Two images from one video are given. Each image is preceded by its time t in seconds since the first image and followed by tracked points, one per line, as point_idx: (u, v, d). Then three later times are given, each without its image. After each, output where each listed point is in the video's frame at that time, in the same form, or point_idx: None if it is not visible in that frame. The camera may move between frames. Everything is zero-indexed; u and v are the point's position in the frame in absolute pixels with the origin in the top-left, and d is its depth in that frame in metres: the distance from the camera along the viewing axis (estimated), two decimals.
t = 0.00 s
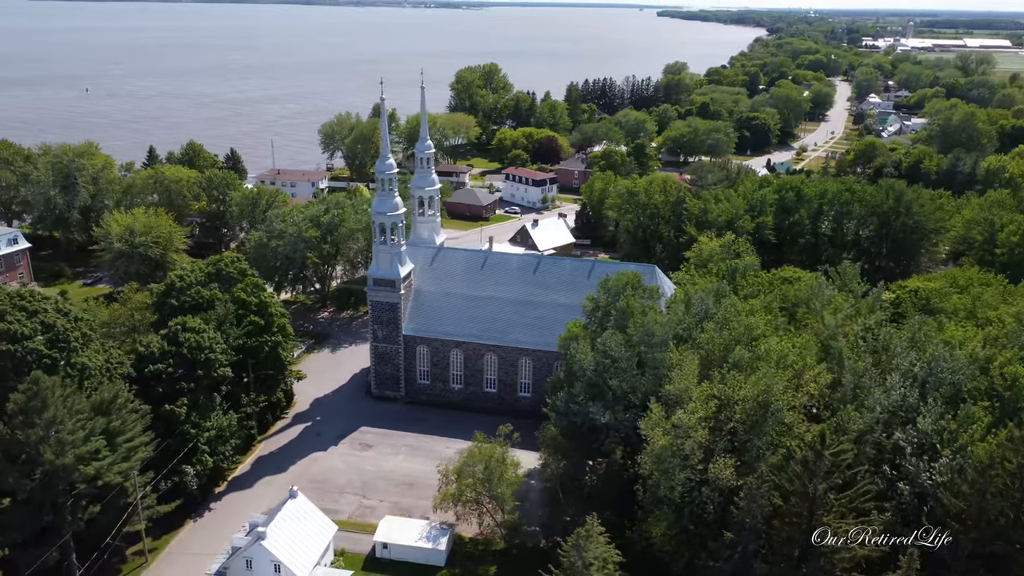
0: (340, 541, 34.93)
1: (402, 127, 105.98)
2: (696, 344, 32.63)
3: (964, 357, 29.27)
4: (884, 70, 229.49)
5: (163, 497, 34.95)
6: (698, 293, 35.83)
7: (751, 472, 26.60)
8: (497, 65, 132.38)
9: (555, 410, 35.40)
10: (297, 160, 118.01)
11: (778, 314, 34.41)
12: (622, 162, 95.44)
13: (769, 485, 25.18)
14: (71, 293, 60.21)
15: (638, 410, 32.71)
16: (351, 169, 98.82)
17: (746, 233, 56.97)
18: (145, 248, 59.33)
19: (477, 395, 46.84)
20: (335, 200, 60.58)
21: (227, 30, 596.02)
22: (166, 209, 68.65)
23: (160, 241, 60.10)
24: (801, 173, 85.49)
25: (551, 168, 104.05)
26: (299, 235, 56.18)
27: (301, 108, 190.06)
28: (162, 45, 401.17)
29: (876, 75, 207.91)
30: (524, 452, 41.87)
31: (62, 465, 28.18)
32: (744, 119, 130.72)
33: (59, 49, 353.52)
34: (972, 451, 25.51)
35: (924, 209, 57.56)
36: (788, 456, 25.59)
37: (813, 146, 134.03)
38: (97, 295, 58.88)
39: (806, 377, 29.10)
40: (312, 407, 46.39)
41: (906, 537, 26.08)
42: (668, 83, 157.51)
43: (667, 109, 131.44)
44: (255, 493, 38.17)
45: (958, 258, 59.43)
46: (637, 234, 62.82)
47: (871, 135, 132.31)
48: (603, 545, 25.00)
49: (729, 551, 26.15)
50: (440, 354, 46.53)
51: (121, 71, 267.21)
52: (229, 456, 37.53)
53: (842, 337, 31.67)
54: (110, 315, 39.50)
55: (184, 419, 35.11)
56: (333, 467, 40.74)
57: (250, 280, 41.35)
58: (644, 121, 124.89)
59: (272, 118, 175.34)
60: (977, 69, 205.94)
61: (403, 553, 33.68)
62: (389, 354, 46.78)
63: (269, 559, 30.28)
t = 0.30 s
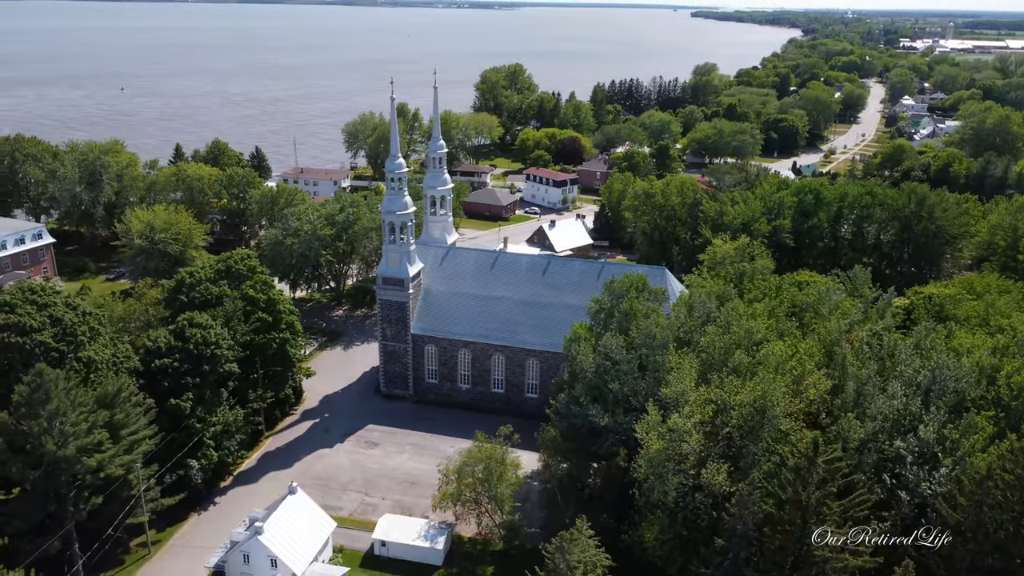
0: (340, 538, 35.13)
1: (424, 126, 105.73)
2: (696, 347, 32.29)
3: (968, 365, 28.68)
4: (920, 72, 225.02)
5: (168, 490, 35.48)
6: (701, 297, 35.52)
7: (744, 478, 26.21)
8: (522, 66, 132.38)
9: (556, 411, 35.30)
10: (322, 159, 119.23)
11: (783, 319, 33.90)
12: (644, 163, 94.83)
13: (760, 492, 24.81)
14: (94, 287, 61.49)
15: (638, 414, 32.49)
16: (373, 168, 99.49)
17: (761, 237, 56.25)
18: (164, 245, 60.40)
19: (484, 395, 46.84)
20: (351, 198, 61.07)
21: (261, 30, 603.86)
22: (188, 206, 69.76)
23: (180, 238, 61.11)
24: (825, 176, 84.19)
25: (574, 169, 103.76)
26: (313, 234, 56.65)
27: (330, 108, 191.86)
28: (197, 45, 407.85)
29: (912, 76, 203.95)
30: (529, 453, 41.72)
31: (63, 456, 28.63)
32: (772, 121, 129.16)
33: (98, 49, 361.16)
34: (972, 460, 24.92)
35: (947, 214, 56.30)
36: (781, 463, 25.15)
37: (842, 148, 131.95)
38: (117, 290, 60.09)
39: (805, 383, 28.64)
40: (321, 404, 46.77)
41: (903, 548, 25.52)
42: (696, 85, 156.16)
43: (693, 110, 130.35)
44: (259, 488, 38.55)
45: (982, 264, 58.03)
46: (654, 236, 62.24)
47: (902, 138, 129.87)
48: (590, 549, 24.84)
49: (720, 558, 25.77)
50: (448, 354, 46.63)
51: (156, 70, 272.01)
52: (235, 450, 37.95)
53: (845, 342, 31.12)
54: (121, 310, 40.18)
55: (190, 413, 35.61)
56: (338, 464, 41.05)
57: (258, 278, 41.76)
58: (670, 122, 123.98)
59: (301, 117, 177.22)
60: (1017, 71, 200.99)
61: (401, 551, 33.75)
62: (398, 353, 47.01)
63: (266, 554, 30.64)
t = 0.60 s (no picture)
0: (339, 535, 35.39)
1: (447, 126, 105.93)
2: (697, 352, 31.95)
3: (972, 375, 28.08)
4: (957, 74, 220.29)
5: (173, 484, 35.98)
6: (705, 301, 35.18)
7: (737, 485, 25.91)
8: (548, 66, 132.27)
9: (557, 413, 35.24)
10: (346, 158, 120.28)
11: (787, 324, 33.48)
12: (666, 165, 94.16)
13: (751, 500, 24.53)
14: (116, 282, 62.69)
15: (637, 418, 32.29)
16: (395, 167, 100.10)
17: (777, 241, 55.49)
18: (184, 241, 61.44)
19: (492, 395, 46.83)
20: (367, 197, 61.49)
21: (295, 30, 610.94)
22: (209, 204, 70.84)
23: (199, 235, 62.14)
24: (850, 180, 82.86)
25: (596, 170, 103.41)
26: (328, 232, 57.17)
27: (358, 108, 193.34)
28: (233, 45, 414.23)
29: (948, 78, 199.82)
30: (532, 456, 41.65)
31: (65, 448, 29.17)
32: (800, 123, 127.49)
33: (137, 48, 368.58)
34: (970, 472, 24.43)
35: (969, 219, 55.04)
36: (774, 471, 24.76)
37: (872, 151, 129.73)
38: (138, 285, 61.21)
39: (804, 390, 28.22)
40: (330, 402, 47.15)
41: (898, 559, 25.09)
42: (724, 86, 154.68)
43: (719, 112, 129.15)
44: (264, 484, 38.96)
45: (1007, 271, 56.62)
46: (670, 238, 61.56)
47: (935, 141, 127.31)
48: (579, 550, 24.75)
49: (710, 565, 25.51)
50: (456, 354, 46.74)
51: (191, 70, 276.61)
52: (240, 446, 38.37)
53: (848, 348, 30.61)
54: (133, 306, 40.92)
55: (195, 408, 36.10)
56: (344, 461, 41.35)
57: (267, 276, 42.20)
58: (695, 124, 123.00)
59: (330, 116, 178.90)
60: None
61: (399, 550, 33.88)
62: (406, 352, 47.23)
63: (263, 549, 31.01)
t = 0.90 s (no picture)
0: (340, 532, 35.65)
1: (470, 127, 106.07)
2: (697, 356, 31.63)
3: (976, 385, 27.46)
4: (996, 76, 215.25)
5: (179, 477, 36.56)
6: (708, 305, 34.82)
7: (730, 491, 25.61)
8: (573, 67, 131.97)
9: (558, 416, 35.13)
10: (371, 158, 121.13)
11: (790, 330, 33.00)
12: (688, 168, 93.47)
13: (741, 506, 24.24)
14: (138, 278, 63.76)
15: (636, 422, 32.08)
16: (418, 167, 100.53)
17: (794, 245, 54.70)
18: (203, 239, 62.36)
19: (500, 396, 46.84)
20: (383, 197, 61.84)
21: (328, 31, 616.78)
22: (231, 202, 71.77)
23: (218, 233, 63.04)
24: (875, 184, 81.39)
25: (618, 172, 102.91)
26: (343, 231, 57.60)
27: (386, 108, 194.61)
28: (267, 45, 419.50)
29: (986, 80, 195.41)
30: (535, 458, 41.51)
31: (69, 440, 29.80)
32: (828, 126, 125.63)
33: (173, 49, 374.70)
34: (968, 483, 23.90)
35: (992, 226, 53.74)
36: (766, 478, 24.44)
37: (903, 155, 127.35)
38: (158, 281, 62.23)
39: (802, 396, 27.80)
40: (339, 399, 47.52)
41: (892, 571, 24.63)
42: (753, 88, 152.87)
43: (746, 113, 127.79)
44: (270, 479, 39.38)
45: None
46: (687, 241, 60.93)
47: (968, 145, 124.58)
48: (567, 553, 24.68)
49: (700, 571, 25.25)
50: (464, 355, 46.84)
51: (225, 70, 280.58)
52: (247, 442, 38.78)
53: (850, 355, 30.09)
54: (146, 302, 41.67)
55: (201, 404, 36.60)
56: (349, 459, 41.61)
57: (277, 274, 42.61)
58: (721, 125, 121.90)
59: (358, 116, 180.24)
60: None
61: (398, 548, 34.04)
62: (415, 351, 47.45)
63: (262, 545, 31.33)
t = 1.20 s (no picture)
0: (340, 529, 35.94)
1: (492, 128, 106.12)
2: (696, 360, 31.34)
3: (978, 395, 26.84)
4: None
5: (185, 472, 37.15)
6: (712, 308, 34.52)
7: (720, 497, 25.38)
8: (598, 68, 131.55)
9: (559, 418, 35.09)
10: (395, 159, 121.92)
11: (793, 335, 32.54)
12: (711, 170, 92.56)
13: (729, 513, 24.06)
14: (159, 274, 64.84)
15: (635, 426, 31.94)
16: (440, 167, 100.89)
17: (810, 249, 53.93)
18: (223, 237, 63.27)
19: (507, 397, 46.87)
20: (399, 196, 62.17)
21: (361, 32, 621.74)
22: (252, 201, 72.69)
23: (238, 231, 63.91)
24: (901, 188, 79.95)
25: (641, 174, 102.35)
26: (359, 231, 58.04)
27: (414, 108, 195.57)
28: (300, 45, 424.26)
29: None
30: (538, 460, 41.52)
31: (73, 433, 30.28)
32: (858, 129, 123.69)
33: (208, 49, 380.55)
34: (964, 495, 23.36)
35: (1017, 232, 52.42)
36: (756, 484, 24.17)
37: (935, 159, 124.82)
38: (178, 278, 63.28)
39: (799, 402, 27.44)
40: (348, 397, 47.88)
41: None
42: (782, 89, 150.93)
43: (773, 115, 126.23)
44: (276, 474, 39.79)
45: None
46: (703, 243, 60.32)
47: (1003, 149, 121.74)
48: (553, 555, 24.73)
49: None
50: (472, 355, 46.95)
51: (258, 70, 284.11)
52: (253, 437, 39.21)
53: (851, 361, 29.60)
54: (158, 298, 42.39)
55: (207, 399, 37.14)
56: (354, 456, 41.91)
57: (286, 272, 43.09)
58: (748, 127, 120.58)
59: (386, 116, 181.40)
60: None
61: (397, 546, 34.23)
62: (424, 351, 47.67)
63: (260, 540, 31.69)
